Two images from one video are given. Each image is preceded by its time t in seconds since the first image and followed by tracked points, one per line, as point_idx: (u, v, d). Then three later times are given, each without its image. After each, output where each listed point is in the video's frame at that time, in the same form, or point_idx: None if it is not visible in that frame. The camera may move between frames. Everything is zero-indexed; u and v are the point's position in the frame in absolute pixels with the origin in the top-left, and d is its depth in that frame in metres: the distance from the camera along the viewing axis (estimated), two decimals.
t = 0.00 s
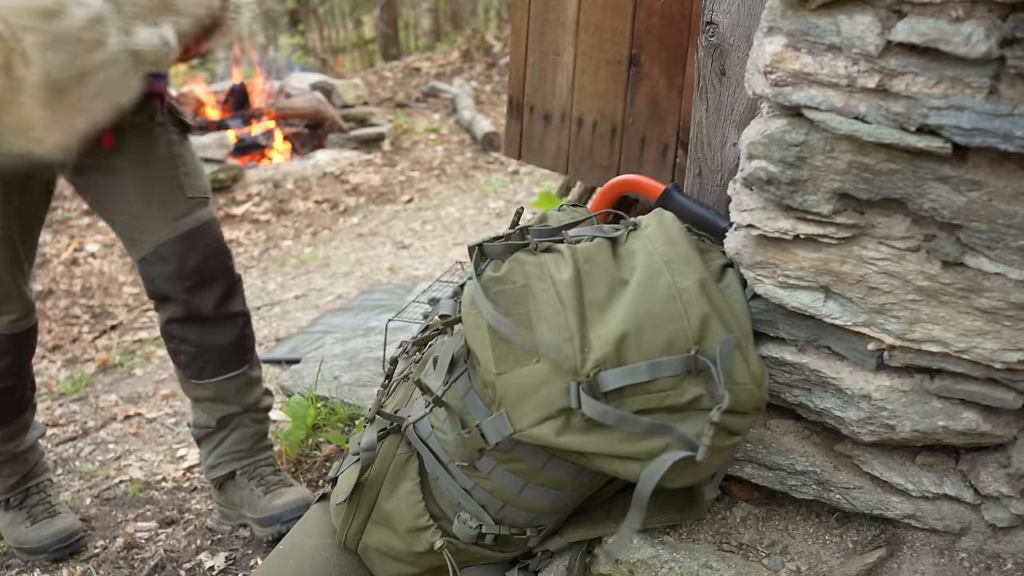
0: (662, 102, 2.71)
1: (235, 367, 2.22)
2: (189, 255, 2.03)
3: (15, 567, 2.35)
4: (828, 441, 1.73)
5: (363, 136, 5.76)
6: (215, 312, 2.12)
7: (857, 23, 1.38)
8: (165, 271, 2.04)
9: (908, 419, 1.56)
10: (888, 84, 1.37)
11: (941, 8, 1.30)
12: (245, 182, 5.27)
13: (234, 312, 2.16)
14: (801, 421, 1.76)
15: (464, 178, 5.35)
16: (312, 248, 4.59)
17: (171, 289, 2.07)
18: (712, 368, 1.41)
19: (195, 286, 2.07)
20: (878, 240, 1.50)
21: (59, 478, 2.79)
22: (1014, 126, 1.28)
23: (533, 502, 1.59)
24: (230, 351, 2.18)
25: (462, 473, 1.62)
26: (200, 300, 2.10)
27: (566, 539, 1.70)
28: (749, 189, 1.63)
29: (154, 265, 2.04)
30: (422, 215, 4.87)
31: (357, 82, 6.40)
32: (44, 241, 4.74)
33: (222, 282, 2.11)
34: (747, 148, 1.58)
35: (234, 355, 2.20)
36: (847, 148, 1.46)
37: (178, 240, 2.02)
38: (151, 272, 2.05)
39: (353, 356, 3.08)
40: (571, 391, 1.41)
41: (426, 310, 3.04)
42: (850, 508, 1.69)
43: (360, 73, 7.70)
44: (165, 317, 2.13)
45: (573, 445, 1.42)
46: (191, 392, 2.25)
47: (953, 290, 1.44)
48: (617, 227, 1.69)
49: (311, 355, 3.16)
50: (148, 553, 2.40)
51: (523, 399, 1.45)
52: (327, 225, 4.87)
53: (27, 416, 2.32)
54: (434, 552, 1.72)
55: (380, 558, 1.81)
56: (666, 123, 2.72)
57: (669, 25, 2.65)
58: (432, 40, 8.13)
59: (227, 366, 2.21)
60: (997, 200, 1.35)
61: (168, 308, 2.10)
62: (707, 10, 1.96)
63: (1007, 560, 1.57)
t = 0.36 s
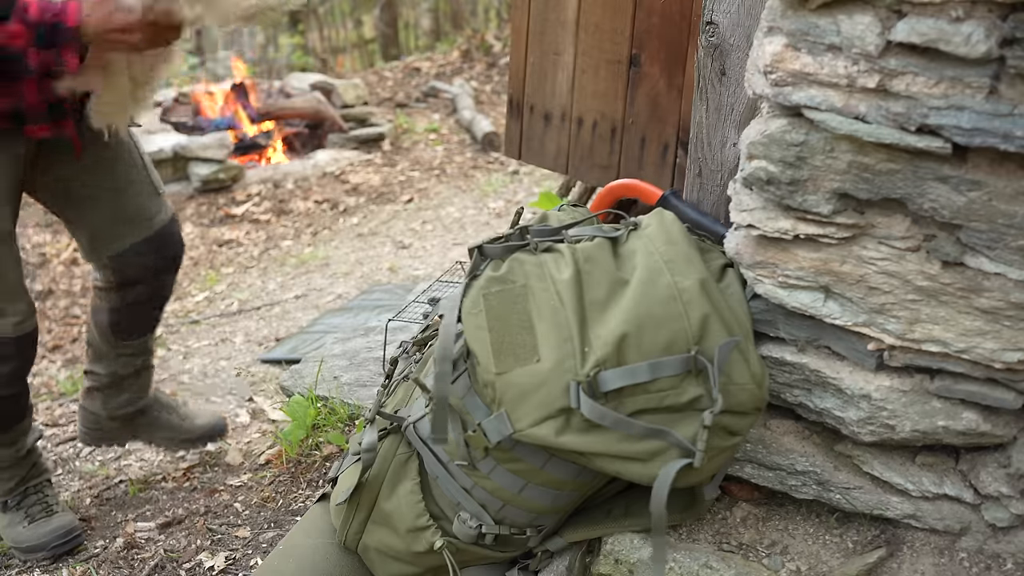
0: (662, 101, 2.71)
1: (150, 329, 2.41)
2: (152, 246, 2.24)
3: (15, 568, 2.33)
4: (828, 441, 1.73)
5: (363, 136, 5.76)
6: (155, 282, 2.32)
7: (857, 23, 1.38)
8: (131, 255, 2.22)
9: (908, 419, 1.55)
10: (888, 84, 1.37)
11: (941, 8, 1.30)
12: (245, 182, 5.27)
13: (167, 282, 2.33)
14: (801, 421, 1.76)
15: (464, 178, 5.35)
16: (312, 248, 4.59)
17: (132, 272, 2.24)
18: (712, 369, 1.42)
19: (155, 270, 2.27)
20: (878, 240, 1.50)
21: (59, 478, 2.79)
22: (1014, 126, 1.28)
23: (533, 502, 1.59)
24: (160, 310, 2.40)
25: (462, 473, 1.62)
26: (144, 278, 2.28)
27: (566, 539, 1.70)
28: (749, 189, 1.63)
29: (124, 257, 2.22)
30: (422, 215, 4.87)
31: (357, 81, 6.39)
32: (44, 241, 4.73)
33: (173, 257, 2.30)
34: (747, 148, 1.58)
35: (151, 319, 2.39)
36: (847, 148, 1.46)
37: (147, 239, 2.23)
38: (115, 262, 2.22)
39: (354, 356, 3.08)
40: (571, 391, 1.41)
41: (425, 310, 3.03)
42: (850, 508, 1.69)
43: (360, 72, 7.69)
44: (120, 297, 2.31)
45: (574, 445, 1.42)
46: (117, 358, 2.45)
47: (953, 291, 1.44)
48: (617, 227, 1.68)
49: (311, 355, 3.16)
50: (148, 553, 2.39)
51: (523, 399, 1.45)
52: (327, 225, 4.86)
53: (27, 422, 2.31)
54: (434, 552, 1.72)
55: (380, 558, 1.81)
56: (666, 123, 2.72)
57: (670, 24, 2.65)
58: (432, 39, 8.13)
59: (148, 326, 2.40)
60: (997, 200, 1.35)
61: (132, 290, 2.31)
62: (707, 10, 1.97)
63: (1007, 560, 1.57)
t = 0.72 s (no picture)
0: (662, 101, 2.71)
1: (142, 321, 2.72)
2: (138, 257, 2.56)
3: (14, 569, 2.33)
4: (828, 441, 1.73)
5: (363, 136, 5.76)
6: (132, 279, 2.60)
7: (857, 23, 1.38)
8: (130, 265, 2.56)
9: (908, 419, 1.55)
10: (888, 84, 1.37)
11: (941, 8, 1.30)
12: (245, 182, 5.27)
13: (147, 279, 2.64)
14: (801, 421, 1.76)
15: (464, 178, 5.35)
16: (312, 248, 4.59)
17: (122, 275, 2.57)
18: (712, 369, 1.42)
19: (134, 269, 2.59)
20: (878, 240, 1.50)
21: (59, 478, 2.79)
22: (1014, 126, 1.28)
23: (533, 502, 1.59)
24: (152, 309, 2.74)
25: (462, 473, 1.62)
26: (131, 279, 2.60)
27: (566, 539, 1.70)
28: (749, 189, 1.63)
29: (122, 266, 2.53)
30: (422, 215, 4.87)
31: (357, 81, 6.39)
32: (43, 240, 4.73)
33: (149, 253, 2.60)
34: (748, 148, 1.58)
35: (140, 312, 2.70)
36: (847, 148, 1.46)
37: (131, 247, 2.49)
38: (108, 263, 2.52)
39: (353, 356, 3.08)
40: (571, 391, 1.41)
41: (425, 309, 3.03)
42: (850, 508, 1.69)
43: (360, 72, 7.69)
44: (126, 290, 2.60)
45: (573, 444, 1.42)
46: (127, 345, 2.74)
47: (953, 291, 1.44)
48: (617, 227, 1.68)
49: (311, 355, 3.15)
50: (148, 553, 2.39)
51: (523, 399, 1.45)
52: (327, 224, 4.86)
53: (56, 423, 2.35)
54: (434, 552, 1.72)
55: (379, 558, 1.81)
56: (666, 123, 2.72)
57: (669, 24, 2.64)
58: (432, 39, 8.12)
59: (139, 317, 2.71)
60: (997, 200, 1.35)
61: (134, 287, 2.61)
62: (707, 10, 1.97)
63: (1006, 560, 1.57)
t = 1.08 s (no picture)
0: (662, 101, 2.71)
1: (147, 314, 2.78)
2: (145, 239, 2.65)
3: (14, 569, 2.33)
4: (828, 441, 1.73)
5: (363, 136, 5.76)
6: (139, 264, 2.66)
7: (857, 23, 1.38)
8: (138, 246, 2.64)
9: (908, 419, 1.55)
10: (888, 84, 1.37)
11: (941, 8, 1.30)
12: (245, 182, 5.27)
13: (154, 262, 2.70)
14: (801, 421, 1.76)
15: (464, 178, 5.35)
16: (312, 248, 4.59)
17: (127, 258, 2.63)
18: (712, 369, 1.42)
19: (140, 252, 2.65)
20: (878, 240, 1.50)
21: (59, 478, 2.79)
22: (1014, 126, 1.28)
23: (533, 502, 1.59)
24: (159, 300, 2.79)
25: (462, 473, 1.62)
26: (137, 263, 2.65)
27: (566, 539, 1.70)
28: (749, 189, 1.63)
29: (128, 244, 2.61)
30: (422, 215, 4.87)
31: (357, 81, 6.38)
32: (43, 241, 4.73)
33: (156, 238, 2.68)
34: (748, 148, 1.58)
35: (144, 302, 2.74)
36: (848, 147, 1.46)
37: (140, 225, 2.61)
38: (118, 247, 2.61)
39: (353, 356, 3.08)
40: (571, 391, 1.41)
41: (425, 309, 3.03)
42: (850, 508, 1.69)
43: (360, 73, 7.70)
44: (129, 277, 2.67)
45: (574, 445, 1.42)
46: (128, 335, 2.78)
47: (953, 291, 1.44)
48: (617, 227, 1.68)
49: (311, 355, 3.15)
50: (148, 553, 2.39)
51: (523, 400, 1.45)
52: (327, 225, 4.86)
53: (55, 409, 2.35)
54: (434, 552, 1.72)
55: (379, 558, 1.81)
56: (666, 123, 2.72)
57: (670, 24, 2.64)
58: (432, 39, 8.11)
59: (146, 308, 2.76)
60: (997, 200, 1.35)
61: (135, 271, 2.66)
62: (707, 10, 1.96)
63: (1006, 560, 1.57)
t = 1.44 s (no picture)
0: (662, 101, 2.71)
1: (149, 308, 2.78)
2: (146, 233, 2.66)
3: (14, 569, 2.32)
4: (828, 441, 1.73)
5: (363, 135, 5.76)
6: (138, 256, 2.67)
7: (857, 23, 1.38)
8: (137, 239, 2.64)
9: (908, 419, 1.55)
10: (888, 84, 1.37)
11: (941, 8, 1.30)
12: (245, 181, 5.26)
13: (155, 256, 2.71)
14: (801, 421, 1.76)
15: (464, 178, 5.35)
16: (312, 248, 4.58)
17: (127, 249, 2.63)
18: (712, 369, 1.42)
19: (141, 244, 2.66)
20: (878, 240, 1.50)
21: (59, 478, 2.79)
22: (1014, 126, 1.28)
23: (533, 502, 1.59)
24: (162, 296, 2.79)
25: (461, 472, 1.62)
26: (135, 254, 2.66)
27: (566, 539, 1.70)
28: (749, 189, 1.63)
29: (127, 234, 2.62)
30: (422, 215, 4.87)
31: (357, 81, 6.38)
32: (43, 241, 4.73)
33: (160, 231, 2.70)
34: (748, 148, 1.58)
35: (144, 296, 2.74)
36: (848, 147, 1.46)
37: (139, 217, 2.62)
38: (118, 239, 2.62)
39: (354, 356, 3.07)
40: (571, 391, 1.41)
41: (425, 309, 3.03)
42: (850, 508, 1.69)
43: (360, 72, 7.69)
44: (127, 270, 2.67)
45: (573, 444, 1.42)
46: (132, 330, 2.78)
47: (953, 291, 1.44)
48: (617, 227, 1.68)
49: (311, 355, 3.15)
50: (148, 553, 2.39)
51: (523, 401, 1.45)
52: (327, 225, 4.86)
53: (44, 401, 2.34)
54: (434, 552, 1.72)
55: (379, 557, 1.81)
56: (666, 123, 2.72)
57: (670, 24, 2.64)
58: (432, 39, 8.11)
59: (147, 304, 2.76)
60: (997, 200, 1.35)
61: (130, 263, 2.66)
62: (707, 10, 1.96)
63: (1007, 560, 1.57)
